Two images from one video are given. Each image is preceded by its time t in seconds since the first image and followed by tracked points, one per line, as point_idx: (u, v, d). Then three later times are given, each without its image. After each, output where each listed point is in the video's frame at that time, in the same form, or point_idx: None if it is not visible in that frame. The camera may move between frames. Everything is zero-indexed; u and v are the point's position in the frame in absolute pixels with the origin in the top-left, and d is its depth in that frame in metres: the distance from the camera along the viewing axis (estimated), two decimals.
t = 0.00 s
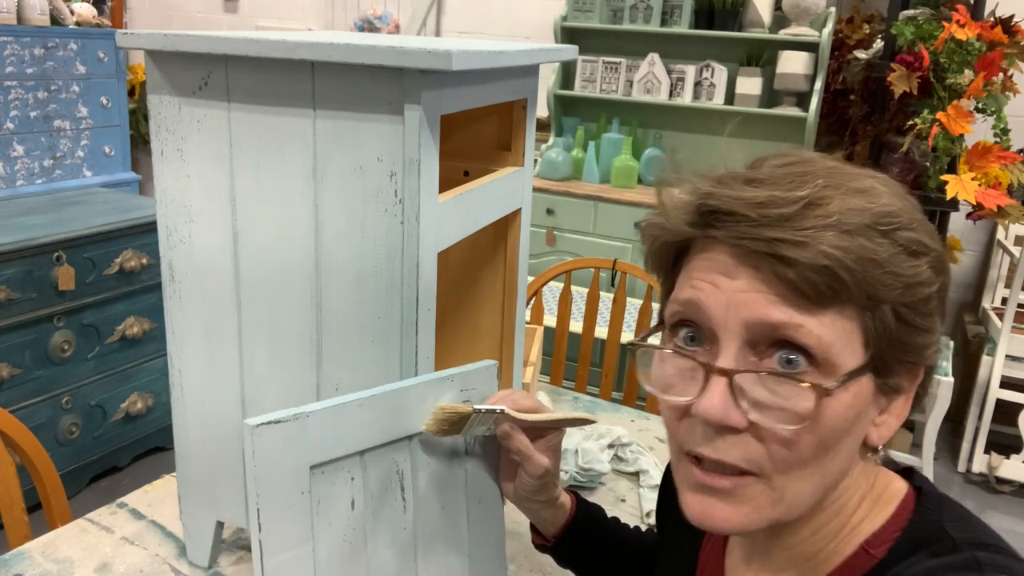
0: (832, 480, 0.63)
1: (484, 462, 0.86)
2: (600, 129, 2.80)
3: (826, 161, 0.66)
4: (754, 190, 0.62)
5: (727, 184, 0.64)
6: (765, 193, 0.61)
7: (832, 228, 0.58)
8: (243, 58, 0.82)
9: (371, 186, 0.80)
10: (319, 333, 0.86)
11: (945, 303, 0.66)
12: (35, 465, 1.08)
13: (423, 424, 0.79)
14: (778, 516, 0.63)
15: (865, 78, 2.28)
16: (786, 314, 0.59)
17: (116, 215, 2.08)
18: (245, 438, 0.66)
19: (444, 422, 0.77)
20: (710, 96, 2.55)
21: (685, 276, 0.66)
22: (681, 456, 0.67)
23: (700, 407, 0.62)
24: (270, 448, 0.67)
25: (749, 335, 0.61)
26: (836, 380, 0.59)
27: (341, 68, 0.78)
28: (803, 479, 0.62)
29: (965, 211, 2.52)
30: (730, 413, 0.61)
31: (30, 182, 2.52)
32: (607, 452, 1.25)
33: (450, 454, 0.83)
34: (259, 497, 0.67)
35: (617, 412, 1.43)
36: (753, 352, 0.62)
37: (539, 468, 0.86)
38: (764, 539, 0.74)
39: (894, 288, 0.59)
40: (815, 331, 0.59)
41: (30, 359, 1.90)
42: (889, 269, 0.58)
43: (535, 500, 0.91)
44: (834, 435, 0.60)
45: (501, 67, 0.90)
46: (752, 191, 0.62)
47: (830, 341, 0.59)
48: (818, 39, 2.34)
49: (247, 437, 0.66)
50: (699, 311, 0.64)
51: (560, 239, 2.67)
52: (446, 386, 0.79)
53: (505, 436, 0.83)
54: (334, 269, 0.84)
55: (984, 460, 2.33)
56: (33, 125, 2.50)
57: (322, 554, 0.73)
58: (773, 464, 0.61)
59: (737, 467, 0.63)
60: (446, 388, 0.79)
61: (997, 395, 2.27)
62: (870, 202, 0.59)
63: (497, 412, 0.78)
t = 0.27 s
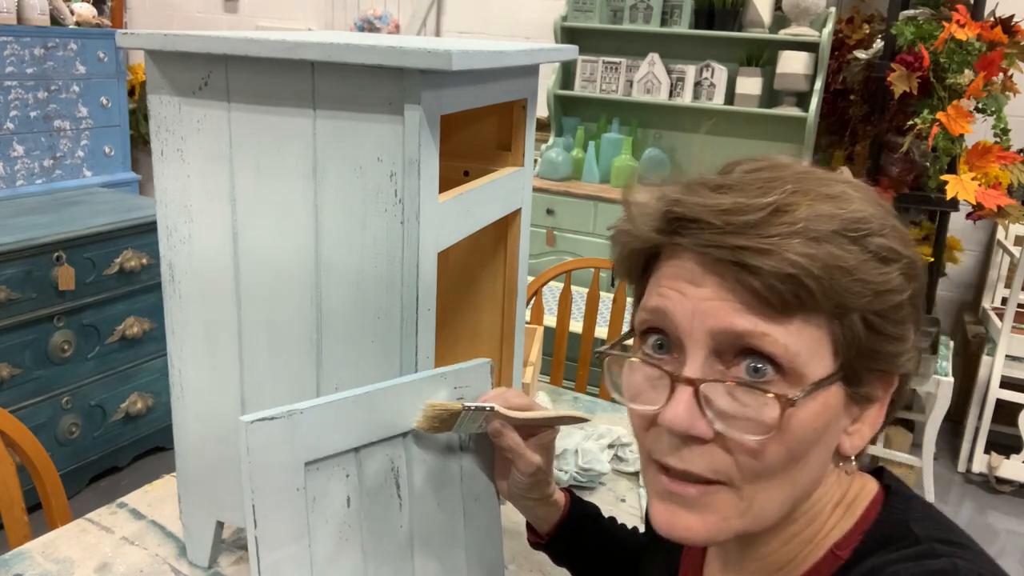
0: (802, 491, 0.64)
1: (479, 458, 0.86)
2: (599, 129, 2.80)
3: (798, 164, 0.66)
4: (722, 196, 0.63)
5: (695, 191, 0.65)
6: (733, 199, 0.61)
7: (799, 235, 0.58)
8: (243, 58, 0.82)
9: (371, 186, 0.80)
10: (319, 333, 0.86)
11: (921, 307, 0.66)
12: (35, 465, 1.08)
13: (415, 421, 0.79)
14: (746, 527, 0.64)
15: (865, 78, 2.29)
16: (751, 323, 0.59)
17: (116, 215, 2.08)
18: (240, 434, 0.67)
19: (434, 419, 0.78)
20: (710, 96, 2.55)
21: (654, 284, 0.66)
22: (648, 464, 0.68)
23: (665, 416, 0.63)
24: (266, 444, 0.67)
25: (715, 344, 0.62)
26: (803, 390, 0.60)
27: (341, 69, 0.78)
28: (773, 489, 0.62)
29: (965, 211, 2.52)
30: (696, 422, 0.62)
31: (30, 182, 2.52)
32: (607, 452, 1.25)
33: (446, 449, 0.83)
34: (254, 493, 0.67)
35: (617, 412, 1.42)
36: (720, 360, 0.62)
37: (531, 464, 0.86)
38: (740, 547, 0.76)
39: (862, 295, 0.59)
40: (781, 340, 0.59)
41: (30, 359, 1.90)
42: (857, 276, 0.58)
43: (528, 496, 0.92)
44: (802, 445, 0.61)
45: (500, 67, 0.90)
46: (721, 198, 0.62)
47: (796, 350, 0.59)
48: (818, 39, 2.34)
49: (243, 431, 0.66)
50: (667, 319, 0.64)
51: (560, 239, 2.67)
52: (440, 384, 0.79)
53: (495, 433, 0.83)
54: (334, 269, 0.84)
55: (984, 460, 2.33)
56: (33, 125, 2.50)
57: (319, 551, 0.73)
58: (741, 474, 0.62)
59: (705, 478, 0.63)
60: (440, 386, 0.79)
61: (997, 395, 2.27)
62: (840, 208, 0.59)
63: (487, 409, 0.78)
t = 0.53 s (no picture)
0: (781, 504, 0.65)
1: (478, 456, 0.86)
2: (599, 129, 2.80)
3: (765, 173, 0.67)
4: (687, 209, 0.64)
5: (659, 205, 0.66)
6: (699, 212, 0.62)
7: (765, 246, 0.59)
8: (243, 58, 0.82)
9: (371, 187, 0.80)
10: (319, 333, 0.86)
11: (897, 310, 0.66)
12: (35, 465, 1.08)
13: (411, 420, 0.78)
14: (726, 542, 0.65)
15: (865, 78, 2.29)
16: (720, 335, 0.60)
17: (116, 215, 2.08)
18: (238, 434, 0.66)
19: (430, 418, 0.78)
20: (710, 96, 2.55)
21: (625, 297, 0.67)
22: (628, 480, 0.69)
23: (638, 435, 0.63)
24: (266, 442, 0.67)
25: (685, 359, 0.62)
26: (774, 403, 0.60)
27: (341, 69, 0.78)
28: (750, 505, 0.64)
29: (965, 211, 2.52)
30: (668, 439, 0.62)
31: (30, 182, 2.51)
32: (607, 452, 1.25)
33: (446, 447, 0.83)
34: (253, 493, 0.67)
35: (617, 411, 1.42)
36: (690, 374, 0.63)
37: (529, 463, 0.86)
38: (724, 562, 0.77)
39: (835, 303, 0.60)
40: (750, 352, 0.60)
41: (30, 359, 1.90)
42: (827, 285, 0.59)
43: (527, 495, 0.92)
44: (776, 457, 0.62)
45: (500, 68, 0.90)
46: (686, 211, 0.63)
47: (766, 361, 0.60)
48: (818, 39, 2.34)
49: (242, 432, 0.66)
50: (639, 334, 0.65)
51: (560, 239, 2.67)
52: (439, 384, 0.79)
53: (493, 433, 0.83)
54: (334, 270, 0.84)
55: (984, 460, 2.33)
56: (33, 125, 2.50)
57: (319, 550, 0.73)
58: (717, 491, 0.63)
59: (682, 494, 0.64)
60: (440, 387, 0.79)
61: (997, 395, 2.27)
62: (808, 216, 0.60)
63: (484, 408, 0.78)
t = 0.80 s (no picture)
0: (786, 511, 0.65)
1: (476, 455, 0.86)
2: (600, 129, 2.80)
3: (734, 178, 0.67)
4: (668, 220, 0.63)
5: (637, 218, 0.65)
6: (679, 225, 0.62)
7: (755, 252, 0.59)
8: (244, 56, 0.82)
9: (372, 186, 0.80)
10: (319, 333, 0.86)
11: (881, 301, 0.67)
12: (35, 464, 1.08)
13: (410, 418, 0.78)
14: (738, 554, 0.65)
15: (865, 78, 2.31)
16: (722, 347, 0.60)
17: (116, 213, 2.08)
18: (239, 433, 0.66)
19: (428, 416, 0.78)
20: (710, 96, 2.55)
21: (615, 318, 0.66)
22: (636, 507, 0.67)
23: (650, 461, 0.62)
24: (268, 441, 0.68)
25: (690, 375, 0.62)
26: (784, 410, 0.61)
27: (342, 68, 0.78)
28: (761, 514, 0.64)
29: (966, 211, 2.52)
30: (682, 461, 0.62)
31: (30, 179, 2.51)
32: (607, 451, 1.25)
33: (445, 444, 0.83)
34: (254, 492, 0.67)
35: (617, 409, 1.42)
36: (694, 391, 0.63)
37: (528, 461, 0.86)
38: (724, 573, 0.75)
39: (828, 301, 0.60)
40: (755, 357, 0.60)
41: (30, 357, 1.90)
42: (819, 285, 0.59)
43: (526, 493, 0.92)
44: (788, 463, 0.62)
45: (502, 67, 0.90)
46: (666, 223, 0.63)
47: (772, 365, 0.60)
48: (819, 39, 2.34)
49: (242, 431, 0.66)
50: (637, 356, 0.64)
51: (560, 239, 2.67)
52: (438, 383, 0.79)
53: (492, 431, 0.83)
54: (335, 269, 0.84)
55: (983, 460, 2.33)
56: (33, 122, 2.50)
57: (319, 551, 0.73)
58: (731, 506, 0.63)
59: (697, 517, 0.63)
60: (440, 386, 0.79)
61: (996, 395, 2.27)
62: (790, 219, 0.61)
63: (483, 406, 0.79)
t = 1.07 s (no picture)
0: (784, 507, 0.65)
1: (474, 451, 0.86)
2: (598, 125, 2.79)
3: (739, 173, 0.66)
4: (666, 219, 0.63)
5: (637, 215, 0.65)
6: (676, 225, 0.62)
7: (751, 253, 0.58)
8: (240, 55, 0.82)
9: (369, 185, 0.80)
10: (317, 332, 0.86)
11: (885, 299, 0.67)
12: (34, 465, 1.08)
13: (405, 414, 0.78)
14: (730, 550, 0.65)
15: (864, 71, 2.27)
16: (714, 348, 0.60)
17: (116, 214, 2.08)
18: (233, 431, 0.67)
19: (424, 411, 0.78)
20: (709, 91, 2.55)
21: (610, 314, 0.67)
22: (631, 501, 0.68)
23: (639, 460, 0.63)
24: (260, 442, 0.68)
25: (681, 375, 0.62)
26: (775, 413, 0.61)
27: (338, 67, 0.78)
28: (755, 514, 0.64)
29: (965, 204, 2.52)
30: (672, 461, 0.62)
31: (29, 182, 2.51)
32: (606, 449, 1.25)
33: (442, 440, 0.83)
34: (249, 491, 0.67)
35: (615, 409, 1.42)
36: (686, 391, 0.63)
37: (524, 455, 0.86)
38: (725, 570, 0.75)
39: (826, 304, 0.60)
40: (748, 360, 0.60)
41: (31, 359, 1.90)
42: (816, 287, 0.59)
43: (523, 489, 0.92)
44: (782, 465, 0.62)
45: (498, 63, 0.90)
46: (663, 223, 0.62)
47: (766, 368, 0.60)
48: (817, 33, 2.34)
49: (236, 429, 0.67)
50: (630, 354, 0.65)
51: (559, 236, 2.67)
52: (434, 379, 0.79)
53: (487, 426, 0.83)
54: (333, 269, 0.84)
55: (984, 453, 2.33)
56: (31, 125, 2.50)
57: (316, 550, 0.73)
58: (721, 506, 0.63)
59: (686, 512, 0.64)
60: (434, 381, 0.79)
61: (997, 388, 2.27)
62: (790, 219, 0.60)
63: (477, 400, 0.79)
